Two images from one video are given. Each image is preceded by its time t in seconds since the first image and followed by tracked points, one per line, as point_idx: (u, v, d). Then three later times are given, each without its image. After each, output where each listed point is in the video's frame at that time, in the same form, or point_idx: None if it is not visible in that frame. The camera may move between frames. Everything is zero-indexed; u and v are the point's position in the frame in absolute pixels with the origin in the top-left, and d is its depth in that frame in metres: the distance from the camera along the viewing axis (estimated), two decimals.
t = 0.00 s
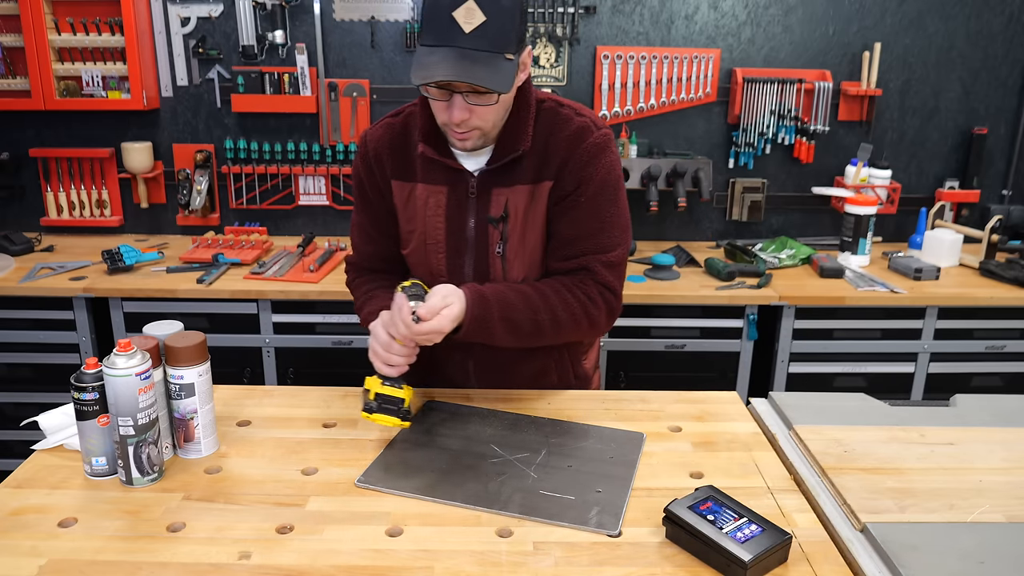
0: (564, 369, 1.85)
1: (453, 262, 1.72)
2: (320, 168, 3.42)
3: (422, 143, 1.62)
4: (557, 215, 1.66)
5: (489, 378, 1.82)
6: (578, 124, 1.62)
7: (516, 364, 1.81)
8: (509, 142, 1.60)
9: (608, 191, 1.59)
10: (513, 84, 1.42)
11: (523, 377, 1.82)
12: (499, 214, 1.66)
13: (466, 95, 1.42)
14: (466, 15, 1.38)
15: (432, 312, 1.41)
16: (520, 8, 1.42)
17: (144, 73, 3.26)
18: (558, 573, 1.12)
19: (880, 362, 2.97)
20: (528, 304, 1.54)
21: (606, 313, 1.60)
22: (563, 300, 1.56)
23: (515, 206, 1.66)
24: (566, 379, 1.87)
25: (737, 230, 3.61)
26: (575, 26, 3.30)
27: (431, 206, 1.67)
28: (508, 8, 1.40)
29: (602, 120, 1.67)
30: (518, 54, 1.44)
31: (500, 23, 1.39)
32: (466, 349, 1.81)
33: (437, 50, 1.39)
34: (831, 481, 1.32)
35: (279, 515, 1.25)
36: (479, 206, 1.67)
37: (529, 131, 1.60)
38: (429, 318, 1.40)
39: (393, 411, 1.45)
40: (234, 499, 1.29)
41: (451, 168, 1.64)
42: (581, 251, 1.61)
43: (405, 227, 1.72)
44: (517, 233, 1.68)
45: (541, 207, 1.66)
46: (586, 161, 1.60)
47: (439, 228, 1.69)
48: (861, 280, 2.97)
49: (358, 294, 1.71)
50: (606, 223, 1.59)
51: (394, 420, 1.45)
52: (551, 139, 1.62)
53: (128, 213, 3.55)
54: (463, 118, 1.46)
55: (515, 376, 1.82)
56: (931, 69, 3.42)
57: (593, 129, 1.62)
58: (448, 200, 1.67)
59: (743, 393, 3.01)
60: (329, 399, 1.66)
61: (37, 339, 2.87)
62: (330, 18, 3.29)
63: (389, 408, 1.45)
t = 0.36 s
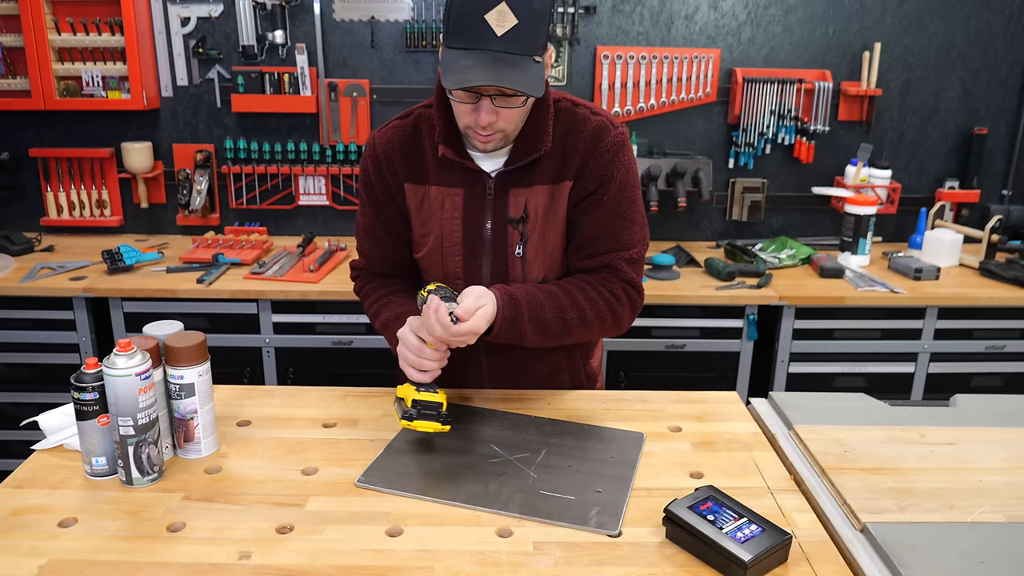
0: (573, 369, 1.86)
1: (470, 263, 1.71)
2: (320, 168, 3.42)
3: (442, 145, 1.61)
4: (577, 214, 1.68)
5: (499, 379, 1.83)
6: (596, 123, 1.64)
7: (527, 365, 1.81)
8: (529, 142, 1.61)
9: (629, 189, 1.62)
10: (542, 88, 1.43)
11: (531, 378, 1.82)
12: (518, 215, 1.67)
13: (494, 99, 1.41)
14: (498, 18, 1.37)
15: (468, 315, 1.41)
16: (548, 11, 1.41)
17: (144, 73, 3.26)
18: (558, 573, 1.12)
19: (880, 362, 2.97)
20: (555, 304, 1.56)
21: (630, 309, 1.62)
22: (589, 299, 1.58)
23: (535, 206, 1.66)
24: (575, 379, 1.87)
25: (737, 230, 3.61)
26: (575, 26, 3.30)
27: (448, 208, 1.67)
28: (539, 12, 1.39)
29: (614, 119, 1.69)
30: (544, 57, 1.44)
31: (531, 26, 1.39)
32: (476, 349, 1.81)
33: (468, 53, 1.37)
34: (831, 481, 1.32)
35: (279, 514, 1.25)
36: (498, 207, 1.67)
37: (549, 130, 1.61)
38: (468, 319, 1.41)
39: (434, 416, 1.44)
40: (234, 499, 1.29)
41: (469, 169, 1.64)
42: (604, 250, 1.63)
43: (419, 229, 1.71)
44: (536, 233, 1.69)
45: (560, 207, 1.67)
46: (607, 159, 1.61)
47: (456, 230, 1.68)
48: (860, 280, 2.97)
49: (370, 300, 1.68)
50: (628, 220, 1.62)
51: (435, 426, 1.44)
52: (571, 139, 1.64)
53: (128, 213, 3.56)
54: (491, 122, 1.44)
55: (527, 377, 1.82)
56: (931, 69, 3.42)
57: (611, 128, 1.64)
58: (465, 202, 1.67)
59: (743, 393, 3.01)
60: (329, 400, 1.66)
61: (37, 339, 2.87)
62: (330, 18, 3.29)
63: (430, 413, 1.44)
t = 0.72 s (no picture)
0: (577, 370, 1.86)
1: (474, 264, 1.71)
2: (320, 168, 3.42)
3: (445, 145, 1.61)
4: (581, 214, 1.68)
5: (502, 379, 1.83)
6: (599, 122, 1.64)
7: (529, 366, 1.81)
8: (533, 142, 1.61)
9: (632, 189, 1.62)
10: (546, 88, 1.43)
11: (534, 379, 1.82)
12: (522, 215, 1.67)
13: (499, 99, 1.41)
14: (503, 19, 1.37)
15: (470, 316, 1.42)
16: (553, 13, 1.42)
17: (144, 73, 3.26)
18: (558, 573, 1.12)
19: (880, 362, 2.97)
20: (561, 304, 1.56)
21: (635, 309, 1.63)
22: (594, 298, 1.58)
23: (539, 205, 1.67)
24: (577, 380, 1.87)
25: (737, 230, 3.61)
26: (575, 26, 3.30)
27: (451, 208, 1.67)
28: (544, 13, 1.40)
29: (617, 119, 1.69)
30: (548, 58, 1.44)
31: (536, 27, 1.39)
32: (479, 350, 1.81)
33: (473, 53, 1.37)
34: (831, 481, 1.32)
35: (279, 515, 1.25)
36: (501, 206, 1.67)
37: (553, 130, 1.61)
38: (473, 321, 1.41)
39: (441, 416, 1.45)
40: (234, 499, 1.29)
41: (472, 168, 1.64)
42: (609, 250, 1.63)
43: (421, 229, 1.71)
44: (540, 233, 1.69)
45: (564, 207, 1.68)
46: (611, 159, 1.62)
47: (459, 230, 1.68)
48: (860, 280, 2.97)
49: (372, 300, 1.69)
50: (632, 220, 1.62)
51: (443, 427, 1.45)
52: (574, 138, 1.64)
53: (128, 213, 3.56)
54: (495, 122, 1.44)
55: (529, 378, 1.82)
56: (931, 69, 3.42)
57: (615, 128, 1.64)
58: (468, 202, 1.67)
59: (743, 393, 3.01)
60: (329, 400, 1.66)
61: (37, 339, 2.87)
62: (330, 18, 3.29)
63: (437, 414, 1.45)
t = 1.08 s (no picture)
0: (578, 369, 1.86)
1: (474, 263, 1.71)
2: (321, 168, 3.42)
3: (445, 144, 1.61)
4: (582, 213, 1.68)
5: (503, 379, 1.83)
6: (599, 121, 1.64)
7: (530, 365, 1.81)
8: (533, 141, 1.61)
9: (633, 187, 1.62)
10: (546, 88, 1.43)
11: (535, 379, 1.82)
12: (522, 214, 1.67)
13: (497, 99, 1.41)
14: (502, 19, 1.37)
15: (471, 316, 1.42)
16: (552, 13, 1.42)
17: (144, 73, 3.26)
18: (558, 573, 1.12)
19: (880, 362, 2.97)
20: (562, 303, 1.56)
21: (637, 307, 1.62)
22: (595, 297, 1.58)
23: (539, 205, 1.67)
24: (578, 379, 1.87)
25: (737, 230, 3.61)
26: (575, 26, 3.30)
27: (451, 207, 1.67)
28: (543, 13, 1.40)
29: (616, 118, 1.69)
30: (547, 58, 1.44)
31: (535, 28, 1.39)
32: (479, 349, 1.81)
33: (472, 54, 1.37)
34: (831, 481, 1.32)
35: (279, 514, 1.25)
36: (501, 206, 1.67)
37: (553, 129, 1.61)
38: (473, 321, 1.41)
39: (443, 416, 1.46)
40: (234, 499, 1.29)
41: (471, 168, 1.64)
42: (609, 248, 1.63)
43: (421, 229, 1.71)
44: (540, 232, 1.69)
45: (564, 206, 1.68)
46: (611, 158, 1.62)
47: (459, 229, 1.68)
48: (860, 280, 2.97)
49: (373, 300, 1.68)
50: (632, 218, 1.62)
51: (445, 427, 1.46)
52: (574, 137, 1.64)
53: (128, 213, 3.56)
54: (494, 123, 1.44)
55: (531, 377, 1.82)
56: (931, 69, 3.42)
57: (614, 127, 1.64)
58: (467, 201, 1.67)
59: (743, 393, 3.01)
60: (329, 399, 1.66)
61: (37, 339, 2.87)
62: (330, 18, 3.29)
63: (439, 414, 1.45)
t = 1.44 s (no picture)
0: (578, 369, 1.86)
1: (476, 263, 1.71)
2: (321, 168, 3.42)
3: (449, 145, 1.61)
4: (584, 214, 1.68)
5: (504, 379, 1.83)
6: (601, 123, 1.64)
7: (531, 365, 1.81)
8: (537, 142, 1.61)
9: (636, 188, 1.62)
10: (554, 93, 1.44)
11: (534, 379, 1.82)
12: (525, 215, 1.67)
13: (507, 104, 1.41)
14: (515, 25, 1.36)
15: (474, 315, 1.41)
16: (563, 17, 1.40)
17: (144, 73, 3.26)
18: (558, 573, 1.12)
19: (880, 362, 2.97)
20: (567, 304, 1.56)
21: (641, 308, 1.62)
22: (599, 297, 1.58)
23: (542, 206, 1.67)
24: (578, 379, 1.87)
25: (737, 230, 3.61)
26: (575, 26, 3.30)
27: (453, 208, 1.67)
28: (554, 18, 1.38)
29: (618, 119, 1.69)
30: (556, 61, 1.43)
31: (547, 33, 1.38)
32: (479, 349, 1.81)
33: (485, 60, 1.37)
34: (831, 481, 1.32)
35: (279, 514, 1.25)
36: (504, 206, 1.67)
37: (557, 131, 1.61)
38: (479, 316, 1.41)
39: (445, 415, 1.46)
40: (234, 499, 1.29)
41: (474, 169, 1.64)
42: (613, 249, 1.63)
43: (423, 229, 1.71)
44: (542, 233, 1.69)
45: (567, 207, 1.68)
46: (615, 159, 1.62)
47: (461, 230, 1.68)
48: (860, 280, 2.97)
49: (374, 299, 1.68)
50: (635, 219, 1.62)
51: (447, 425, 1.46)
52: (577, 138, 1.64)
53: (128, 213, 3.56)
54: (503, 126, 1.44)
55: (531, 377, 1.82)
56: (931, 69, 3.42)
57: (617, 128, 1.65)
58: (470, 202, 1.67)
59: (743, 393, 3.01)
60: (329, 399, 1.66)
61: (37, 339, 2.87)
62: (330, 18, 3.29)
63: (441, 412, 1.46)
